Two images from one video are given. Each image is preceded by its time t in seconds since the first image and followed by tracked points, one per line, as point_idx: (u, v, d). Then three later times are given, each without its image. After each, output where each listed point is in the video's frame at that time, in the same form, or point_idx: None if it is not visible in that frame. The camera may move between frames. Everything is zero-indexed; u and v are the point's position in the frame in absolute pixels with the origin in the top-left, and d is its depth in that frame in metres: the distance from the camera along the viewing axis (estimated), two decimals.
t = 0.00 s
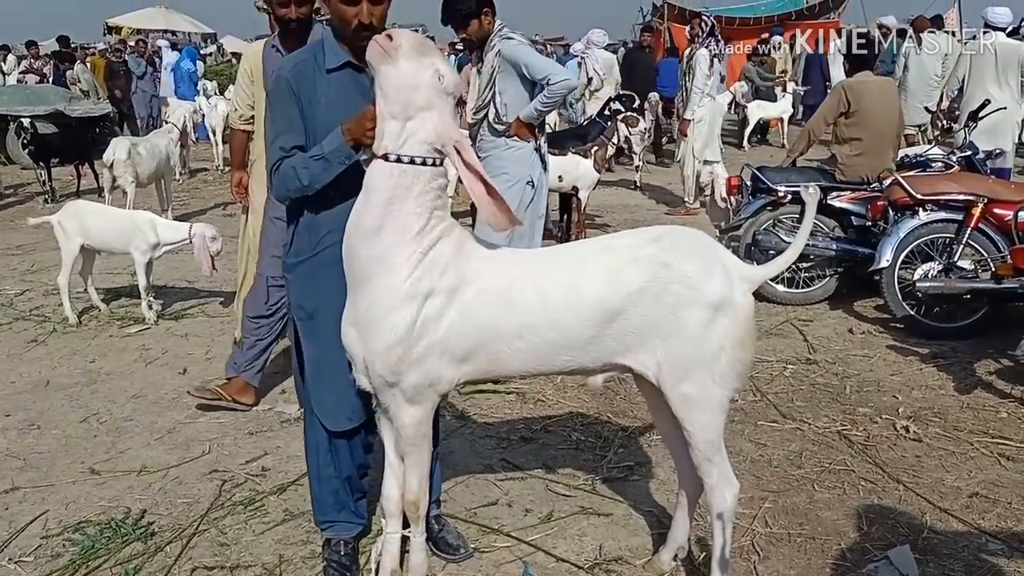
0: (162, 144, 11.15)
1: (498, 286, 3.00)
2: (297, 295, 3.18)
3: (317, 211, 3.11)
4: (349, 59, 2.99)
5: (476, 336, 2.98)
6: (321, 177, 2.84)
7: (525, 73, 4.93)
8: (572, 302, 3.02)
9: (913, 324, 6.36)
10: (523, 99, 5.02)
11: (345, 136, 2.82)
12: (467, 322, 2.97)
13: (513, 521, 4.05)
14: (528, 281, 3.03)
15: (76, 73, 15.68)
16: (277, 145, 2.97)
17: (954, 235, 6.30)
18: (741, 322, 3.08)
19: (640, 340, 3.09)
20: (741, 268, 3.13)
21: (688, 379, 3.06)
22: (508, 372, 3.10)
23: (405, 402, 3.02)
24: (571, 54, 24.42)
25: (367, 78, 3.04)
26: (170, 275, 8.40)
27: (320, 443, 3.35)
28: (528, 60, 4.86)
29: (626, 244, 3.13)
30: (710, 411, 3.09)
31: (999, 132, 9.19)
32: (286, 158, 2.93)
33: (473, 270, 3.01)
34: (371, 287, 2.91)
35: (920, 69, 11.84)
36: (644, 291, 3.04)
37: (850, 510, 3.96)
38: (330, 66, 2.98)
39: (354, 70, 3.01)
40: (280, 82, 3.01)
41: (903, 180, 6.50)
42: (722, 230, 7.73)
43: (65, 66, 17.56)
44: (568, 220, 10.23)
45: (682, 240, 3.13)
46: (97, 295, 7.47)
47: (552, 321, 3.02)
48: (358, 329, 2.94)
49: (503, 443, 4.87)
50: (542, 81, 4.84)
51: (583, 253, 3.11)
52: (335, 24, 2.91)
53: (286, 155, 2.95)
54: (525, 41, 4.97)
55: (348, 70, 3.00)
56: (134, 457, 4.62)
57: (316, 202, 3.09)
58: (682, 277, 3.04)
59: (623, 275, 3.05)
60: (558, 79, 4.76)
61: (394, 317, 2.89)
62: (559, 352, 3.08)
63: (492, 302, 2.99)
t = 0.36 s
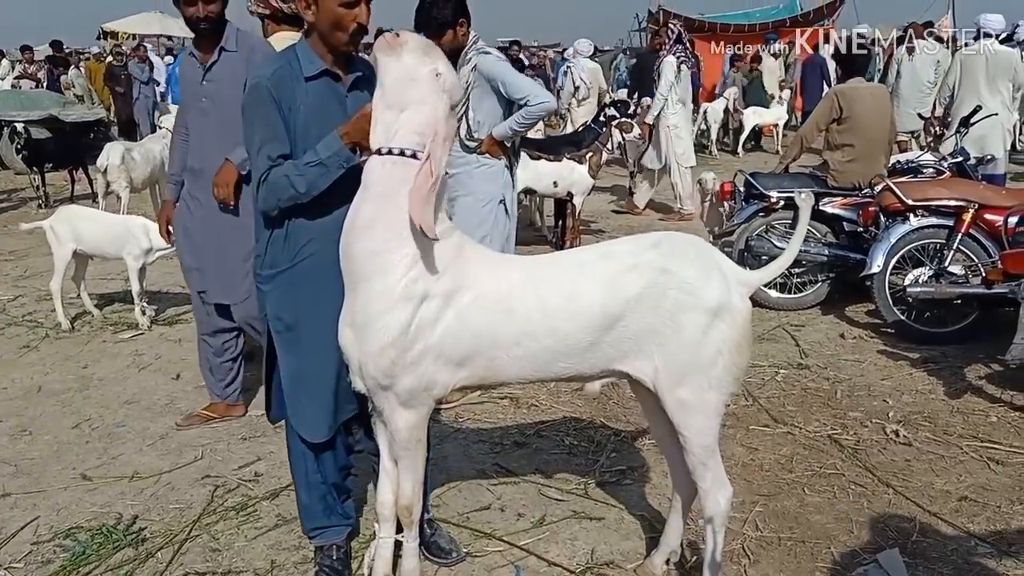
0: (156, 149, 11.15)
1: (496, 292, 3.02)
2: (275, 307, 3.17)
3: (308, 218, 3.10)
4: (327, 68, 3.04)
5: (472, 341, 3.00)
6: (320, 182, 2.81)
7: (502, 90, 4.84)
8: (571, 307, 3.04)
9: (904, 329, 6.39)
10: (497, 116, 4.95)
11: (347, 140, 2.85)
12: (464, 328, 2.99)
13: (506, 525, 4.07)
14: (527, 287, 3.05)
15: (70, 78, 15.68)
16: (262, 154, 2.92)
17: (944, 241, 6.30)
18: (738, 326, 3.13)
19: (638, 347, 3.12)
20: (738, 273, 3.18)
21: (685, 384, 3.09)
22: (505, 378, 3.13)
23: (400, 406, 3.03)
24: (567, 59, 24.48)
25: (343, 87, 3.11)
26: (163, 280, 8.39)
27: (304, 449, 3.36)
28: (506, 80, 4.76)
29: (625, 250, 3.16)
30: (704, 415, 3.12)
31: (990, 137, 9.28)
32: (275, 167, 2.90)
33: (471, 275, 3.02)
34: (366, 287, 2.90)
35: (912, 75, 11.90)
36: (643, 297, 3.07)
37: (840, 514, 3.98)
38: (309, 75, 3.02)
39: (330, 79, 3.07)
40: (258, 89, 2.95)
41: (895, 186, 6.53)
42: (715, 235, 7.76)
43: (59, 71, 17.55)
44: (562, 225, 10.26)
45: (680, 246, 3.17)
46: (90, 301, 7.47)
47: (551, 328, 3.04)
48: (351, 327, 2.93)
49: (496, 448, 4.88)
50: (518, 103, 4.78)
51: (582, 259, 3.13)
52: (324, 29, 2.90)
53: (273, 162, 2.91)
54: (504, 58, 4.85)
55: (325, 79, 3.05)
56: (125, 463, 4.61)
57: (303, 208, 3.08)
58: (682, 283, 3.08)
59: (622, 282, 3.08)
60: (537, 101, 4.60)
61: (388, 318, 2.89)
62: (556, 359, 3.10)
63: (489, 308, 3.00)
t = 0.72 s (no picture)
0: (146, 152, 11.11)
1: (484, 301, 3.01)
2: (259, 319, 3.14)
3: (301, 226, 3.10)
4: (314, 80, 3.05)
5: (460, 349, 3.00)
6: (316, 190, 2.85)
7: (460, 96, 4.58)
8: (561, 316, 3.03)
9: (893, 334, 6.42)
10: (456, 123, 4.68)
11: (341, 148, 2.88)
12: (451, 336, 2.98)
13: (497, 534, 4.06)
14: (516, 296, 3.04)
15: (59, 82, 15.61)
16: (253, 163, 2.91)
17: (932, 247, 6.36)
18: (728, 334, 3.14)
19: (628, 356, 3.12)
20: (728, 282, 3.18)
21: (674, 392, 3.10)
22: (495, 387, 3.13)
23: (387, 412, 3.04)
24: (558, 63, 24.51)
25: (326, 98, 3.12)
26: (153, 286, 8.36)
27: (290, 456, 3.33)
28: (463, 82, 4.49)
29: (618, 258, 3.16)
30: (693, 423, 3.12)
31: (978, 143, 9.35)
32: (266, 175, 2.89)
33: (460, 283, 3.02)
34: (352, 294, 2.93)
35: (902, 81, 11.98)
36: (634, 306, 3.06)
37: (830, 520, 3.99)
38: (296, 86, 3.01)
39: (315, 90, 3.07)
40: (247, 97, 2.91)
41: (883, 193, 6.57)
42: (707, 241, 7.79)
43: (48, 74, 17.47)
44: (554, 230, 10.27)
45: (672, 255, 3.17)
46: (79, 307, 7.43)
47: (540, 337, 3.03)
48: (340, 338, 2.97)
49: (487, 456, 4.87)
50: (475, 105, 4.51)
51: (575, 268, 3.13)
52: (316, 40, 2.89)
53: (265, 172, 2.92)
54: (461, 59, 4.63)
55: (313, 90, 3.06)
56: (113, 472, 4.59)
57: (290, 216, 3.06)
58: (673, 292, 3.08)
59: (613, 291, 3.07)
60: (494, 108, 4.35)
61: (373, 325, 2.90)
62: (546, 367, 3.10)
63: (477, 316, 3.00)
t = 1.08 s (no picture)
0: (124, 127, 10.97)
1: (461, 265, 2.98)
2: (261, 281, 3.12)
3: (292, 193, 3.07)
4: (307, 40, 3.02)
5: (435, 314, 2.98)
6: (309, 161, 2.83)
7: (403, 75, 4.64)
8: (540, 278, 3.00)
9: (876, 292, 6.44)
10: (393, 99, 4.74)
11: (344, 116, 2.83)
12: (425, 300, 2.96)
13: (485, 499, 4.07)
14: (495, 259, 3.00)
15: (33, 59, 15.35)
16: (246, 125, 2.88)
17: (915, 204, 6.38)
18: (710, 292, 3.12)
19: (610, 318, 3.10)
20: (708, 238, 3.14)
21: (654, 349, 3.09)
22: (475, 351, 3.11)
23: (362, 375, 3.04)
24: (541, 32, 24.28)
25: (320, 58, 3.09)
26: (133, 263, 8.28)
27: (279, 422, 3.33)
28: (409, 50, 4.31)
29: (601, 218, 3.11)
30: (673, 381, 3.12)
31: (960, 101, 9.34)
32: (257, 140, 2.86)
33: (438, 247, 2.99)
34: (326, 256, 2.94)
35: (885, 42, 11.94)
36: (615, 267, 3.03)
37: (817, 474, 4.01)
38: (290, 46, 2.97)
39: (308, 49, 3.04)
40: (241, 59, 2.88)
41: (866, 152, 6.56)
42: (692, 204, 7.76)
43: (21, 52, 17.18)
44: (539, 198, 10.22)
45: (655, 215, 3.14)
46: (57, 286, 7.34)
47: (517, 300, 3.01)
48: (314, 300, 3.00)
49: (474, 422, 4.87)
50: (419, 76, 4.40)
51: (557, 228, 3.09)
52: None
53: (257, 136, 2.88)
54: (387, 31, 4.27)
55: (306, 50, 3.03)
56: (92, 453, 4.56)
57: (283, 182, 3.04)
58: (655, 253, 3.05)
59: (595, 253, 3.03)
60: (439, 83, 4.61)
61: (344, 288, 2.91)
62: (526, 331, 3.08)
63: (451, 281, 2.97)
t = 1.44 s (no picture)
0: (95, 85, 10.75)
1: (446, 212, 2.97)
2: (258, 222, 3.18)
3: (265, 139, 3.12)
4: None
5: (419, 262, 2.98)
6: (280, 122, 2.98)
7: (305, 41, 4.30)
8: (526, 221, 3.00)
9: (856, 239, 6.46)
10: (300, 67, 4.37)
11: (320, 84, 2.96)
12: (408, 248, 2.96)
13: (468, 449, 4.09)
14: (481, 204, 3.00)
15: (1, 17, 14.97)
16: (231, 70, 2.96)
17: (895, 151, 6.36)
18: (694, 238, 3.13)
19: (598, 264, 3.10)
20: (694, 182, 3.16)
21: (638, 295, 3.09)
22: (461, 298, 3.12)
23: (347, 324, 3.06)
24: None
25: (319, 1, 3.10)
26: (109, 224, 8.16)
27: (277, 370, 3.39)
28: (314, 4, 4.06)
29: (591, 160, 3.09)
30: (656, 325, 3.12)
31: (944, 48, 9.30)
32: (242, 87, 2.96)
33: (424, 193, 2.99)
34: (311, 205, 2.98)
35: None
36: (603, 211, 3.03)
37: (795, 416, 4.06)
38: None
39: None
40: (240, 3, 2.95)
41: (847, 98, 6.55)
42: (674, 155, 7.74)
43: None
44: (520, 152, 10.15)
45: (645, 158, 3.12)
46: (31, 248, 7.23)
47: (504, 246, 3.01)
48: (301, 243, 3.03)
49: (458, 375, 4.89)
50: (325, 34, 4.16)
51: (545, 170, 3.07)
52: None
53: (241, 82, 2.96)
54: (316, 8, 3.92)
55: None
56: (69, 413, 4.54)
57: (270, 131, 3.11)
58: (643, 198, 3.05)
59: (583, 197, 3.02)
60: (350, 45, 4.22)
61: (327, 236, 2.94)
62: (514, 278, 3.09)
63: (435, 228, 2.97)
